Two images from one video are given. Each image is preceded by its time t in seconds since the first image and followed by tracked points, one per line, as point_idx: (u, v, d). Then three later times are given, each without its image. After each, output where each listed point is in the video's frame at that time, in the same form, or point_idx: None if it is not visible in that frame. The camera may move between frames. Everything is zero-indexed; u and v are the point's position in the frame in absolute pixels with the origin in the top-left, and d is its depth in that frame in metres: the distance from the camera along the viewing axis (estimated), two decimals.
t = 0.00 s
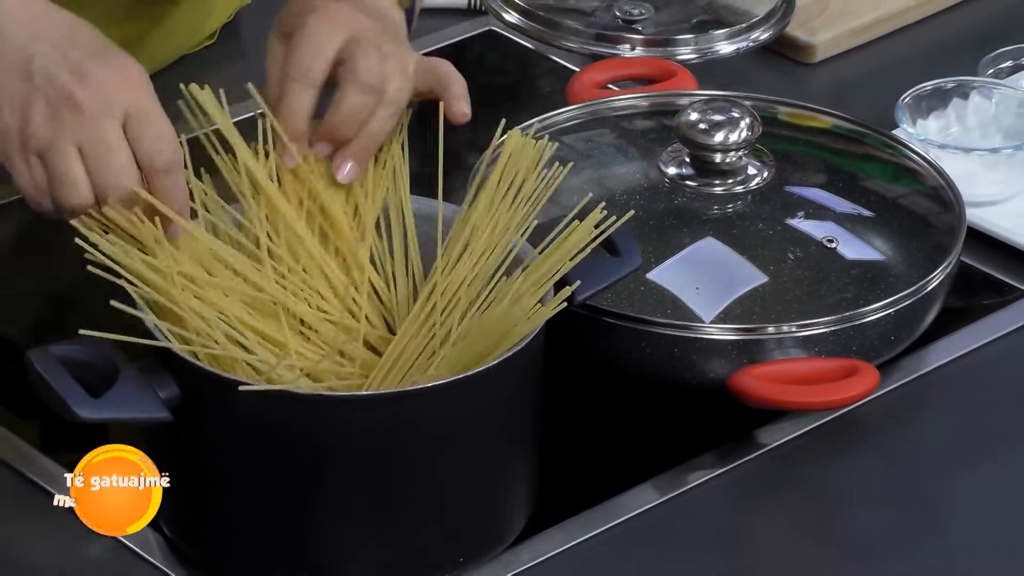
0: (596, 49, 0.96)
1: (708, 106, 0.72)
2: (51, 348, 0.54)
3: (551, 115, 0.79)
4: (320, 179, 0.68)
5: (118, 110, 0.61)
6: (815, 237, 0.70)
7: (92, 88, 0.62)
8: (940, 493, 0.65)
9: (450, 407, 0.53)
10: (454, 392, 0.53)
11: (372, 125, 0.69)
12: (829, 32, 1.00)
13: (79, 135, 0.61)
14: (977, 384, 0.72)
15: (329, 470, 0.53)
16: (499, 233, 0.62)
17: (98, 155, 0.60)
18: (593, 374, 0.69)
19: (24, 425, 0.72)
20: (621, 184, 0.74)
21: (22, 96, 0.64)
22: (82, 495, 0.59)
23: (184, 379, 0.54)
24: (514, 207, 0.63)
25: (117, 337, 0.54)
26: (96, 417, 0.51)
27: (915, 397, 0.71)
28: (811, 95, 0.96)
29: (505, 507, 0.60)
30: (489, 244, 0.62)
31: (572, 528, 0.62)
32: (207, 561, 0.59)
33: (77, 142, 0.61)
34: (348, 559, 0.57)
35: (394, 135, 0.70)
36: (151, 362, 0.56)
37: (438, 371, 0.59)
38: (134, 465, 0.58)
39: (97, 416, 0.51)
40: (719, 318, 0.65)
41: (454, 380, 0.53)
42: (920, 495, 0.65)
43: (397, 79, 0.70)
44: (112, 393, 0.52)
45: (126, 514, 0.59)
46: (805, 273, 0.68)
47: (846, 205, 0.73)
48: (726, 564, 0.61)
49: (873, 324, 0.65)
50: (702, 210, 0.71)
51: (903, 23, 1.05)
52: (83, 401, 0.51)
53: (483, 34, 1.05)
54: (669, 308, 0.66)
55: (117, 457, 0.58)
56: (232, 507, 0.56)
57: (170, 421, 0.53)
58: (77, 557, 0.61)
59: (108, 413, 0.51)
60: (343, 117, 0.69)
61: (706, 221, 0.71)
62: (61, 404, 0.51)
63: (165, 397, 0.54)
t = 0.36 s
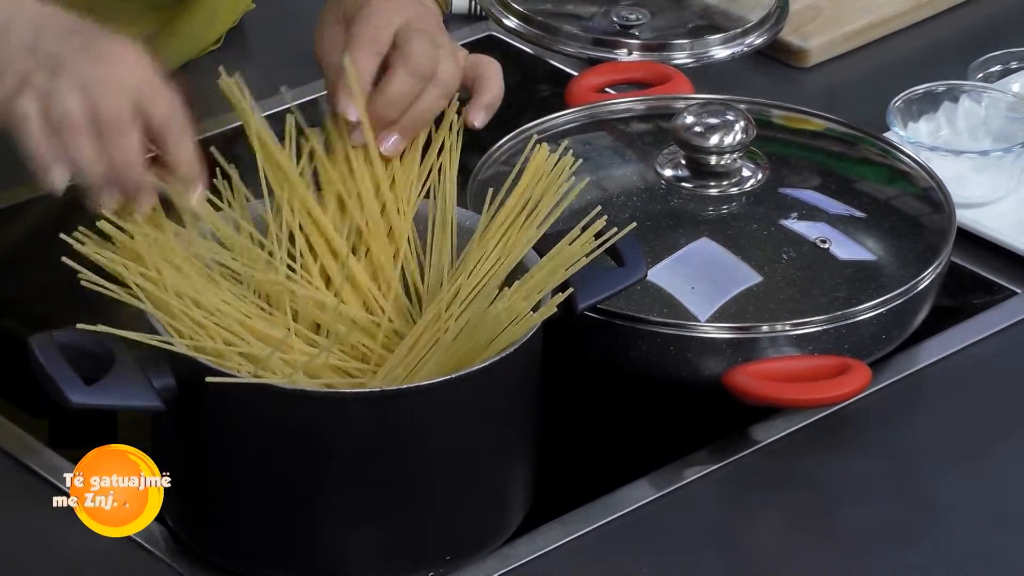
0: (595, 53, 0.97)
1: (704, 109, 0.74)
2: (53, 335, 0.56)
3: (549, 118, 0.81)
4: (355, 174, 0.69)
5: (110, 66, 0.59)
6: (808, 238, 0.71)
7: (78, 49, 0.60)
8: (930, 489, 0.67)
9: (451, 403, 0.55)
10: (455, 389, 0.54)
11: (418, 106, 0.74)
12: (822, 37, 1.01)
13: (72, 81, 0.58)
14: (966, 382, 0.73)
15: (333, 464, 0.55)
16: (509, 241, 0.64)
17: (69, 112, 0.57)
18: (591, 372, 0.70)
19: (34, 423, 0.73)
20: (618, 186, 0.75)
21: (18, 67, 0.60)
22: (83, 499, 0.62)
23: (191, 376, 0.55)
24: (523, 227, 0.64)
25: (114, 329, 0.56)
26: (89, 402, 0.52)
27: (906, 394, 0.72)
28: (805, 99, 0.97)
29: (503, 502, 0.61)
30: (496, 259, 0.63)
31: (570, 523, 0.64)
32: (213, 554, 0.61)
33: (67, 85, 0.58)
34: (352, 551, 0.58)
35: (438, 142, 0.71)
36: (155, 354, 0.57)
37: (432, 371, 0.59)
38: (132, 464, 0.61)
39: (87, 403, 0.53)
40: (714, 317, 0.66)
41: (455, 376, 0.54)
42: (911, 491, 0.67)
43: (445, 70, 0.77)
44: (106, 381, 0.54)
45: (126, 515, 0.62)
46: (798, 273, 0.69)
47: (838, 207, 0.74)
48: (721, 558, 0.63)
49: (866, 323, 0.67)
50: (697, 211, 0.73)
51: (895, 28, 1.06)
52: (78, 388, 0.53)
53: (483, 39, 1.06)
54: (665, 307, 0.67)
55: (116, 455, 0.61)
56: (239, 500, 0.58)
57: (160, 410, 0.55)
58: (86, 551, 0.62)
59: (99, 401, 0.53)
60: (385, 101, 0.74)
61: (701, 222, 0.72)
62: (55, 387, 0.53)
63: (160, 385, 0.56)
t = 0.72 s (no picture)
0: (593, 58, 0.99)
1: (700, 113, 0.75)
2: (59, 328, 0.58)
3: (549, 122, 0.82)
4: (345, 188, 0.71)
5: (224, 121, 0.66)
6: (802, 239, 0.73)
7: (188, 82, 0.66)
8: (921, 484, 0.68)
9: (451, 400, 0.56)
10: (455, 386, 0.56)
11: (442, 122, 0.77)
12: (816, 43, 1.03)
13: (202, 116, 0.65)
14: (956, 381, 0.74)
15: (338, 459, 0.56)
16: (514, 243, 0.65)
17: (204, 143, 0.63)
18: (589, 370, 0.72)
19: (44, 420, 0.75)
20: (616, 188, 0.77)
21: (142, 105, 0.66)
22: (83, 499, 0.63)
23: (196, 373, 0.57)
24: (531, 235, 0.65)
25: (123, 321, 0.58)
26: (90, 393, 0.54)
27: (897, 392, 0.74)
28: (799, 103, 0.99)
29: (502, 497, 0.63)
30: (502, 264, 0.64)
31: (569, 518, 0.65)
32: (218, 549, 0.62)
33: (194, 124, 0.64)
34: (355, 545, 0.60)
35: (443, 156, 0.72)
36: (159, 348, 0.59)
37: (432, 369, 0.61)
38: (133, 464, 0.62)
39: (90, 394, 0.54)
40: (709, 317, 0.68)
41: (454, 374, 0.56)
42: (903, 487, 0.68)
43: (464, 74, 0.80)
44: (108, 372, 0.55)
45: (126, 515, 0.63)
46: (792, 273, 0.71)
47: (832, 208, 0.76)
48: (718, 553, 0.64)
49: (858, 322, 0.68)
50: (693, 213, 0.74)
51: (887, 34, 1.08)
52: (82, 379, 0.55)
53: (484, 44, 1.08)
54: (662, 306, 0.69)
55: (116, 454, 0.63)
56: (245, 495, 0.59)
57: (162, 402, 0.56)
58: (96, 547, 0.63)
59: (100, 391, 0.54)
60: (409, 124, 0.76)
61: (697, 223, 0.74)
62: (58, 378, 0.54)
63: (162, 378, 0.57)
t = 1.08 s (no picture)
0: (591, 64, 1.01)
1: (696, 118, 0.77)
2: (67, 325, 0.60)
3: (548, 126, 0.84)
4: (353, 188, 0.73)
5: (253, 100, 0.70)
6: (796, 241, 0.74)
7: (211, 62, 0.70)
8: (911, 482, 0.70)
9: (452, 398, 0.58)
10: (455, 385, 0.57)
11: (459, 121, 0.76)
12: (810, 49, 1.05)
13: (229, 94, 0.68)
14: (947, 381, 0.76)
15: (341, 454, 0.58)
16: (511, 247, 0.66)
17: (234, 121, 0.66)
18: (587, 369, 0.73)
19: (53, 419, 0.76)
20: (613, 192, 0.79)
21: (165, 79, 0.69)
22: (83, 500, 0.65)
23: (201, 372, 0.58)
24: (533, 240, 0.66)
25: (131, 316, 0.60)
26: (95, 390, 0.56)
27: (889, 392, 0.75)
28: (793, 108, 1.00)
29: (501, 495, 0.64)
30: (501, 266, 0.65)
31: (567, 515, 0.67)
32: (224, 545, 0.64)
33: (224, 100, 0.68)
34: (358, 541, 0.61)
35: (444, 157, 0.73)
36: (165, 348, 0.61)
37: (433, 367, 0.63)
38: (133, 464, 0.64)
39: (95, 390, 0.56)
40: (706, 317, 0.69)
41: (455, 373, 0.57)
42: (894, 485, 0.70)
43: (481, 70, 0.80)
44: (113, 369, 0.57)
45: (126, 515, 0.64)
46: (786, 275, 0.72)
47: (825, 211, 0.77)
48: (713, 549, 0.66)
49: (851, 323, 0.70)
50: (689, 216, 0.76)
51: (880, 40, 1.09)
52: (87, 375, 0.56)
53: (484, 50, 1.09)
54: (660, 307, 0.70)
55: (117, 454, 0.64)
56: (251, 493, 0.61)
57: (166, 399, 0.58)
58: (106, 544, 0.65)
59: (105, 388, 0.56)
60: (430, 117, 0.76)
61: (693, 225, 0.75)
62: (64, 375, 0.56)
63: (167, 376, 0.59)
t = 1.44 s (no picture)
0: (590, 68, 1.02)
1: (693, 121, 0.78)
2: (80, 328, 0.62)
3: (548, 128, 0.85)
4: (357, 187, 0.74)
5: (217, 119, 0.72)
6: (791, 241, 0.76)
7: (177, 64, 0.73)
8: (904, 477, 0.71)
9: (454, 395, 0.59)
10: (458, 382, 0.59)
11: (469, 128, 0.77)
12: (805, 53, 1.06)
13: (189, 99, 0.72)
14: (938, 379, 0.77)
15: (347, 450, 0.59)
16: (512, 244, 0.68)
17: (190, 123, 0.69)
18: (587, 366, 0.75)
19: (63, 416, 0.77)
20: (612, 193, 0.80)
21: (129, 81, 0.73)
22: (83, 500, 0.66)
23: (210, 371, 0.60)
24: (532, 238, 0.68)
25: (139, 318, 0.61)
26: (110, 392, 0.58)
27: (881, 389, 0.77)
28: (788, 111, 1.02)
29: (502, 490, 0.66)
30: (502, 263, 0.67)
31: (566, 509, 0.68)
32: (231, 539, 0.65)
33: (184, 102, 0.71)
34: (362, 534, 0.63)
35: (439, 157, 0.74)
36: (174, 348, 0.63)
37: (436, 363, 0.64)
38: (133, 464, 0.66)
39: (108, 392, 0.58)
40: (702, 316, 0.71)
41: (458, 370, 0.59)
42: (887, 480, 0.71)
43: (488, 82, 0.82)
44: (127, 372, 0.59)
45: (124, 516, 0.66)
46: (781, 275, 0.74)
47: (819, 212, 0.79)
48: (709, 543, 0.67)
49: (844, 321, 0.71)
50: (686, 216, 0.77)
51: (874, 44, 1.11)
52: (100, 378, 0.58)
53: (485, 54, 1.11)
54: (657, 306, 0.72)
55: (118, 454, 0.66)
56: (257, 488, 0.62)
57: (179, 400, 0.59)
58: (116, 538, 0.66)
59: (118, 391, 0.58)
60: (443, 127, 0.76)
61: (690, 226, 0.77)
62: (80, 378, 0.58)
63: (179, 378, 0.61)
